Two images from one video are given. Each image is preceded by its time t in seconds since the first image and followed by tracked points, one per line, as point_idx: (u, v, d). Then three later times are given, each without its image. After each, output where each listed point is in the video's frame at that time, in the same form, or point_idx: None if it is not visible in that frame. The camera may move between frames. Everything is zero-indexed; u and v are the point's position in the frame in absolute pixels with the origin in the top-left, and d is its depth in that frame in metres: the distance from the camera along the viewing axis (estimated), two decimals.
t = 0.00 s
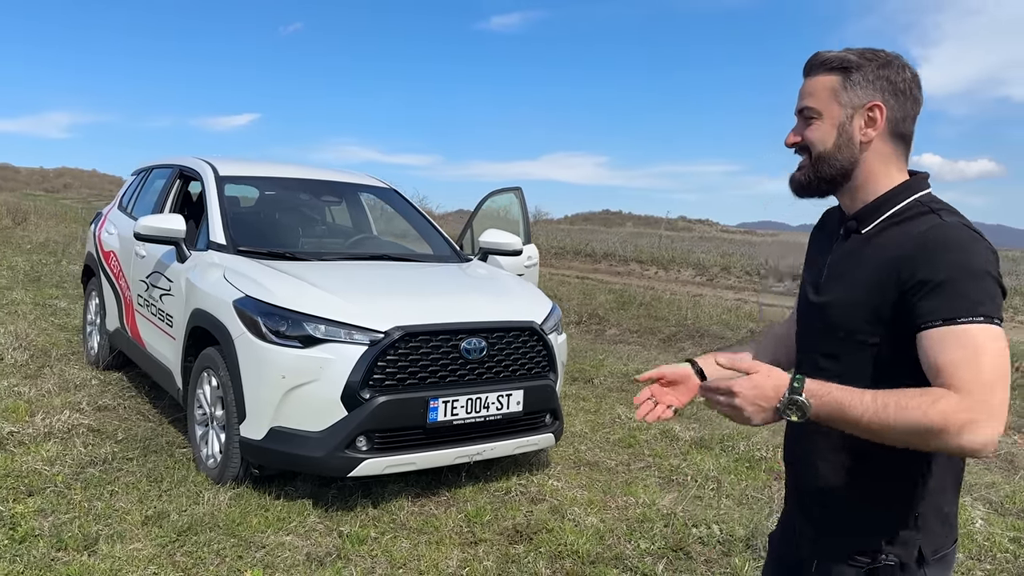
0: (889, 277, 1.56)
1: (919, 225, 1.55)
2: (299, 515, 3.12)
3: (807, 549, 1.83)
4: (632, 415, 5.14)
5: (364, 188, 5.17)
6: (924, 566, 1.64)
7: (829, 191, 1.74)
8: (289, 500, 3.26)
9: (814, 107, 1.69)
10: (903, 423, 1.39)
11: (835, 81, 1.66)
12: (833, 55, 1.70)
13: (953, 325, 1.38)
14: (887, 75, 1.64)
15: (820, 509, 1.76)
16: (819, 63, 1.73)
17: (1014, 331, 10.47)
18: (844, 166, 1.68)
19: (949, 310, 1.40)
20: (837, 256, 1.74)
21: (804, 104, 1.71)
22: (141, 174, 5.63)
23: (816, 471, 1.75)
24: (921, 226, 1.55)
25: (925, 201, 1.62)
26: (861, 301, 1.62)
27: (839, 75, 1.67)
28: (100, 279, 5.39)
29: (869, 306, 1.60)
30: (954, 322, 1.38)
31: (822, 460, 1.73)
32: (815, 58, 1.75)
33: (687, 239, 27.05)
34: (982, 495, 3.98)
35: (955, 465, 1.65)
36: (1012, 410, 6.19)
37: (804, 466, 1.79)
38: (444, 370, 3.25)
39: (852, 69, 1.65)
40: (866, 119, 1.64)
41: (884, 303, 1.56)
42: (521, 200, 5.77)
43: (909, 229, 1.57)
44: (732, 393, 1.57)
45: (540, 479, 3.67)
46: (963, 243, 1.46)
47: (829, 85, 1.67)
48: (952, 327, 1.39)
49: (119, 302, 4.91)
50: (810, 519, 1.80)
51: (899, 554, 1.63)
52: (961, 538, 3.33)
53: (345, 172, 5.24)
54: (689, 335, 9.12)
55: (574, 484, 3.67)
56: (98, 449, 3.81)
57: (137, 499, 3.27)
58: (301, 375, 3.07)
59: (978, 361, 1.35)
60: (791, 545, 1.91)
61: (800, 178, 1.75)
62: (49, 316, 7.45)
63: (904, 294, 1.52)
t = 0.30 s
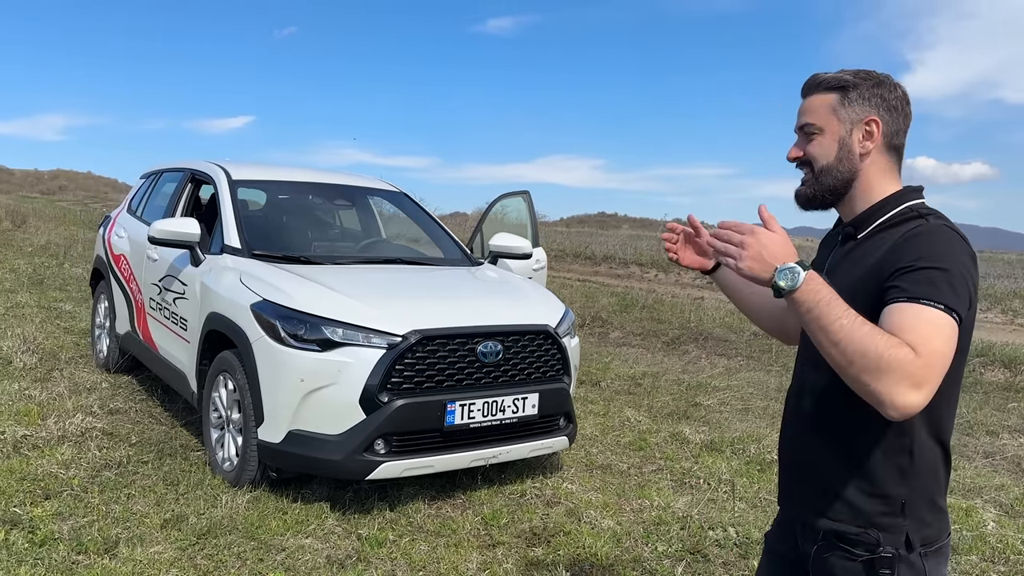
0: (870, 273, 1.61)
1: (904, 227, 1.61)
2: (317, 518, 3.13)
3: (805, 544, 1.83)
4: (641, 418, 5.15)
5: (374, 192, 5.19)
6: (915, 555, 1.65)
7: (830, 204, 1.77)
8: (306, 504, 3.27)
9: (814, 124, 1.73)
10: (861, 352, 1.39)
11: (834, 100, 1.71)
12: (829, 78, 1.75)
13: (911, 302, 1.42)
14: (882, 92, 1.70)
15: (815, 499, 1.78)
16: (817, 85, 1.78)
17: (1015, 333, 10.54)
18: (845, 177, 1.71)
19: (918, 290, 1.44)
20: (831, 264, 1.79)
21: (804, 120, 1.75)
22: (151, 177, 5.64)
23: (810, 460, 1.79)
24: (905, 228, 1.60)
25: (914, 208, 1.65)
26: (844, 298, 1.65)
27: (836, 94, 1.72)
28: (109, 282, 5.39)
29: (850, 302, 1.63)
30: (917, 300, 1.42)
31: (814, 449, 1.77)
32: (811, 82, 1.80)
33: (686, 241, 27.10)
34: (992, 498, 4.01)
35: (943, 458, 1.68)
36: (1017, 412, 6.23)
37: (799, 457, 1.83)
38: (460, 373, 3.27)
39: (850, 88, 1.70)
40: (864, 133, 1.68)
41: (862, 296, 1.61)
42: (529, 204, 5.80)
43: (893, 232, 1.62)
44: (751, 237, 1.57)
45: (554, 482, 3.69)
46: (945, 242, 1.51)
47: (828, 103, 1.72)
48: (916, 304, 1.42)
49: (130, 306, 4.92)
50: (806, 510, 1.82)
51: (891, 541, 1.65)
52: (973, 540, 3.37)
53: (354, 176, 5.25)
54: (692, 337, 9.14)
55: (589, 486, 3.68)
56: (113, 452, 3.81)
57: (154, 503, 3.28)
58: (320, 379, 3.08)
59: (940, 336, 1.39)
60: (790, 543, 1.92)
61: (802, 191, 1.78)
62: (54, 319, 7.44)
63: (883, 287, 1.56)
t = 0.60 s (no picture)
0: (859, 272, 1.72)
1: (885, 228, 1.73)
2: (336, 520, 3.15)
3: (809, 529, 1.86)
4: (650, 421, 5.17)
5: (385, 196, 5.22)
6: (919, 523, 1.73)
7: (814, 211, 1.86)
8: (324, 506, 3.29)
9: (811, 135, 1.80)
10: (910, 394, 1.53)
11: (820, 113, 1.81)
12: (803, 94, 1.85)
13: (916, 307, 1.57)
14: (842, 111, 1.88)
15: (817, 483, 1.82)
16: (788, 101, 1.86)
17: (1016, 336, 10.58)
18: (836, 185, 1.84)
19: (921, 294, 1.58)
20: (808, 263, 1.88)
21: (794, 133, 1.81)
22: (161, 181, 5.66)
23: (809, 446, 1.82)
24: (887, 228, 1.73)
25: (879, 211, 1.81)
26: (835, 296, 1.76)
27: (819, 109, 1.82)
28: (120, 285, 5.41)
29: (842, 300, 1.74)
30: (925, 305, 1.56)
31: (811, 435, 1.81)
32: (780, 100, 1.88)
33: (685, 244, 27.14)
34: (1002, 500, 4.04)
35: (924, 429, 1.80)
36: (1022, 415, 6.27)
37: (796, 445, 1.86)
38: (477, 376, 3.29)
39: (829, 103, 1.82)
40: (845, 147, 1.85)
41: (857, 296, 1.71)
42: (537, 208, 5.83)
43: (874, 233, 1.74)
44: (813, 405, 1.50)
45: (569, 484, 3.71)
46: (925, 240, 1.65)
47: (818, 116, 1.81)
48: (923, 309, 1.57)
49: (142, 309, 4.93)
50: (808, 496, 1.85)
51: (899, 512, 1.71)
52: (986, 541, 3.40)
53: (365, 180, 5.28)
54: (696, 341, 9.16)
55: (603, 489, 3.71)
56: (129, 455, 3.83)
57: (172, 505, 3.29)
58: (339, 381, 3.10)
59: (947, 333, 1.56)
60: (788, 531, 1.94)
61: (803, 199, 1.83)
62: (60, 322, 7.43)
63: (878, 286, 1.67)
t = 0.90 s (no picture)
0: (859, 258, 1.78)
1: (879, 219, 1.81)
2: (349, 522, 3.19)
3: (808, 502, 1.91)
4: (655, 424, 5.21)
5: (392, 201, 5.27)
6: (911, 493, 1.82)
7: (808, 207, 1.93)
8: (337, 508, 3.33)
9: (812, 134, 1.87)
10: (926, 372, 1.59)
11: (823, 114, 1.89)
12: (808, 95, 1.92)
13: (920, 285, 1.65)
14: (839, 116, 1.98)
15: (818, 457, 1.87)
16: (793, 100, 1.94)
17: (1014, 340, 10.65)
18: (830, 185, 1.92)
19: (923, 276, 1.66)
20: (801, 253, 1.93)
21: (799, 129, 1.88)
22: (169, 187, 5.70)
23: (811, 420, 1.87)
24: (881, 218, 1.81)
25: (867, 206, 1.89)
26: (833, 280, 1.81)
27: (822, 110, 1.90)
28: (128, 290, 5.44)
29: (841, 286, 1.79)
30: (926, 284, 1.65)
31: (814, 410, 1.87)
32: (785, 97, 1.94)
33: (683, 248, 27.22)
34: (1004, 502, 4.09)
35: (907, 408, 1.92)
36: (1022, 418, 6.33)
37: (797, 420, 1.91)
38: (487, 379, 3.34)
39: (831, 106, 1.91)
40: (839, 150, 1.94)
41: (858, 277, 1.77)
42: (542, 213, 5.88)
43: (869, 222, 1.82)
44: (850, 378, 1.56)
45: (578, 486, 3.75)
46: (917, 227, 1.74)
47: (821, 117, 1.89)
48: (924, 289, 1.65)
49: (151, 314, 4.97)
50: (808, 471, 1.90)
51: (897, 481, 1.80)
52: (989, 542, 3.45)
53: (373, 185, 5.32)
54: (697, 345, 9.20)
55: (611, 491, 3.75)
56: (141, 458, 3.86)
57: (186, 507, 3.33)
58: (353, 385, 3.15)
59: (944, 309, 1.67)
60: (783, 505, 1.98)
61: (799, 194, 1.90)
62: (66, 326, 7.45)
63: (878, 271, 1.74)
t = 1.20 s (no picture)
0: (858, 258, 1.85)
1: (879, 219, 1.87)
2: (362, 518, 3.26)
3: (793, 487, 2.02)
4: (657, 425, 5.28)
5: (399, 205, 5.35)
6: (893, 490, 1.89)
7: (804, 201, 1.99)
8: (349, 505, 3.40)
9: (812, 129, 1.95)
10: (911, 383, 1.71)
11: (825, 112, 1.96)
12: (815, 92, 2.00)
13: (929, 292, 1.74)
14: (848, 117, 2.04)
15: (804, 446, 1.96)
16: (800, 97, 2.02)
17: (1011, 343, 10.74)
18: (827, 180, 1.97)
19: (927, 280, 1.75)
20: (800, 249, 1.99)
21: (797, 124, 1.96)
22: (178, 191, 5.77)
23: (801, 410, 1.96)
24: (882, 219, 1.87)
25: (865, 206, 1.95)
26: (835, 279, 1.88)
27: (825, 108, 1.97)
28: (138, 292, 5.51)
29: (841, 284, 1.86)
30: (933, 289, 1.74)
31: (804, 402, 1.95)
32: (793, 94, 2.03)
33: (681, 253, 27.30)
34: (1002, 500, 4.17)
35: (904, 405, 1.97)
36: (1019, 419, 6.41)
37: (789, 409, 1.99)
38: (496, 378, 3.41)
39: (836, 105, 1.97)
40: (841, 148, 1.99)
41: (857, 278, 1.84)
42: (545, 217, 5.96)
43: (869, 222, 1.88)
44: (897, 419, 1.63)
45: (584, 484, 3.82)
46: (918, 229, 1.81)
47: (823, 115, 1.96)
48: (932, 293, 1.75)
49: (161, 316, 5.04)
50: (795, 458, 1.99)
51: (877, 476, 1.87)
52: (988, 538, 3.52)
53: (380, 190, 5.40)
54: (697, 348, 9.27)
55: (617, 489, 3.81)
56: (154, 457, 3.92)
57: (201, 504, 3.39)
58: (366, 384, 3.22)
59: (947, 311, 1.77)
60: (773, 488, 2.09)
61: (792, 186, 1.98)
62: (72, 329, 7.49)
63: (878, 272, 1.81)
